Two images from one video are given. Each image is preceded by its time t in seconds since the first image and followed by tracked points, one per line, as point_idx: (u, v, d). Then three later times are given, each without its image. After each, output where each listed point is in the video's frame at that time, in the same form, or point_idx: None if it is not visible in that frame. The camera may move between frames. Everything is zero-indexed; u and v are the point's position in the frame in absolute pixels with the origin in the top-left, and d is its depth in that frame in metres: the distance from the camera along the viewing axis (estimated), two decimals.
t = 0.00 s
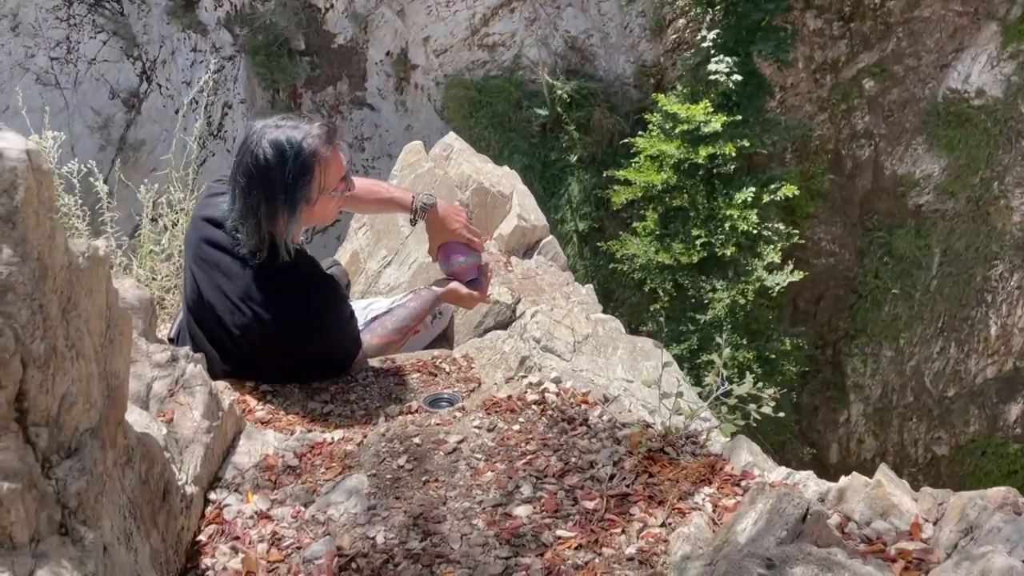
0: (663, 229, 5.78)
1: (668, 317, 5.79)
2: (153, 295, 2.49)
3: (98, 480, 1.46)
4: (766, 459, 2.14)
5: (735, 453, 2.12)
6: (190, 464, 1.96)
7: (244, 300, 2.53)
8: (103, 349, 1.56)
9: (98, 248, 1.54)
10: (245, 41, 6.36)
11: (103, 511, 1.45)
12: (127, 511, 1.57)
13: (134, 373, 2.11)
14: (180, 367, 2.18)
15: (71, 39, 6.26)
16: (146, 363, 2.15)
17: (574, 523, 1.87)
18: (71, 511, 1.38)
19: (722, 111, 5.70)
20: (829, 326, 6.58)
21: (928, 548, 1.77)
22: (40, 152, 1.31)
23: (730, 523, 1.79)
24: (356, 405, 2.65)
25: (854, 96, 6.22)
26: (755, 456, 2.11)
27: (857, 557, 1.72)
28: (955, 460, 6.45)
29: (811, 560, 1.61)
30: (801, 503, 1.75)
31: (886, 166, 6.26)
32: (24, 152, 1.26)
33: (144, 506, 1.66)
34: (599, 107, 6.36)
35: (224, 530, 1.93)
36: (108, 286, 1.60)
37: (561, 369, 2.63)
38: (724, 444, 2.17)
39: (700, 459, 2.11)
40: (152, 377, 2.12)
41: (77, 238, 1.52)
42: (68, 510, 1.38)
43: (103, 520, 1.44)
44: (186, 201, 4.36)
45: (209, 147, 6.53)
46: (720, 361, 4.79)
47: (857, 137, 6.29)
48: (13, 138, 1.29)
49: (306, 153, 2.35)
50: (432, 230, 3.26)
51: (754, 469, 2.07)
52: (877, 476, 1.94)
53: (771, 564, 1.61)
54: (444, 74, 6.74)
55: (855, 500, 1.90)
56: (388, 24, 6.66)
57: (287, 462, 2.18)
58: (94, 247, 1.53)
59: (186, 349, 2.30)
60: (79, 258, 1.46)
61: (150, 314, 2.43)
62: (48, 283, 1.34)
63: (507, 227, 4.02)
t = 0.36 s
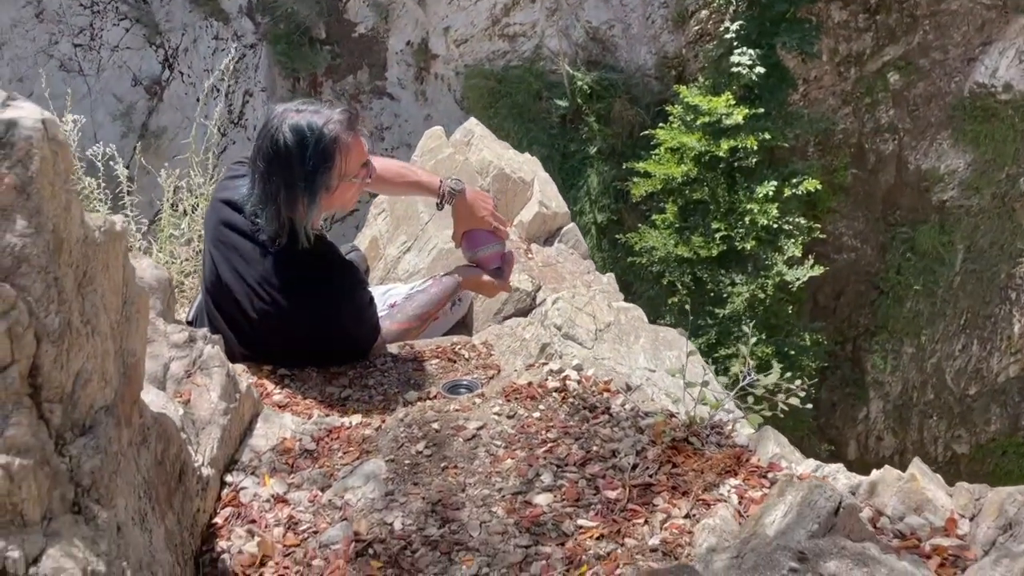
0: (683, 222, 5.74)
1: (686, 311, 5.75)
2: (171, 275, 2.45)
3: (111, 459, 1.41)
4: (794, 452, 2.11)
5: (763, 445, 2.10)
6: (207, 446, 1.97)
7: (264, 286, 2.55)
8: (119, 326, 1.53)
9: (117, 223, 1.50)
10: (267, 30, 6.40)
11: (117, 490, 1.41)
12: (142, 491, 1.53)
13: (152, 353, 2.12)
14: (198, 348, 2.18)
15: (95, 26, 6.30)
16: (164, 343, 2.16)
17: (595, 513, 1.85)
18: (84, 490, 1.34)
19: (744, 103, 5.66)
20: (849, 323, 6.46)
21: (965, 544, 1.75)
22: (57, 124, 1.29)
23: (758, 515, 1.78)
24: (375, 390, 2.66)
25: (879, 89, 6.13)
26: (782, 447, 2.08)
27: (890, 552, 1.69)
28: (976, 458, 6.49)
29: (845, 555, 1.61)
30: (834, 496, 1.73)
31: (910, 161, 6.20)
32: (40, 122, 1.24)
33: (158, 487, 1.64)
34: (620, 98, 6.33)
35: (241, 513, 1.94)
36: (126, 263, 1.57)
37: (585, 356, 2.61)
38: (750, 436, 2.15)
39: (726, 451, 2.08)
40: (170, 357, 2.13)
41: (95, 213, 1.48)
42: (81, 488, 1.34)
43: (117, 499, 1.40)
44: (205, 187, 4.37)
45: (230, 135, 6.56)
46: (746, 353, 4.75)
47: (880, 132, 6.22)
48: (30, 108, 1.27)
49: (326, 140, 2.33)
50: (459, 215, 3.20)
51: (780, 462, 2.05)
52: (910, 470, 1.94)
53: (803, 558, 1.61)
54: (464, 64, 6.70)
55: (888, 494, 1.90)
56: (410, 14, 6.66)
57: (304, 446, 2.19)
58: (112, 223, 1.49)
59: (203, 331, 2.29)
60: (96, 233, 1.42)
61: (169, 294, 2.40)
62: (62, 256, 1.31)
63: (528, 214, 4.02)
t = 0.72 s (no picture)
0: (703, 219, 5.70)
1: (706, 308, 5.73)
2: (188, 267, 2.41)
3: (122, 455, 1.35)
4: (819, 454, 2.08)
5: (788, 449, 2.07)
6: (221, 441, 1.96)
7: (281, 280, 2.55)
8: (132, 319, 1.46)
9: (131, 214, 1.42)
10: (289, 23, 6.41)
11: (127, 486, 1.35)
12: (153, 487, 1.49)
13: (168, 347, 2.12)
14: (213, 342, 2.18)
15: (119, 18, 6.34)
16: (180, 336, 2.16)
17: (615, 516, 1.83)
18: (93, 487, 1.28)
19: (768, 101, 5.61)
20: (870, 322, 6.44)
21: (1000, 558, 1.72)
22: (71, 111, 1.20)
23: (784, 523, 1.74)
24: (391, 385, 2.62)
25: (904, 87, 6.08)
26: (807, 453, 2.05)
27: (922, 564, 1.67)
28: (998, 462, 6.31)
29: (877, 568, 1.57)
30: (865, 506, 1.69)
31: (936, 160, 6.12)
32: (53, 109, 1.15)
33: (170, 483, 1.59)
34: (641, 93, 6.30)
35: (254, 510, 1.92)
36: (140, 255, 1.49)
37: (604, 355, 2.58)
38: (775, 440, 2.12)
39: (752, 454, 2.05)
40: (184, 351, 2.13)
41: (108, 202, 1.40)
42: (91, 485, 1.28)
43: (126, 496, 1.34)
44: (225, 179, 4.38)
45: (251, 128, 6.64)
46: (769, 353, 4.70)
47: (905, 130, 6.15)
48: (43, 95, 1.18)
49: (346, 133, 2.34)
50: (478, 208, 3.16)
51: (806, 467, 2.01)
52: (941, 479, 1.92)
53: (833, 570, 1.57)
54: (485, 58, 6.69)
55: (919, 502, 1.87)
56: (431, 8, 6.64)
57: (320, 442, 2.18)
58: (125, 213, 1.41)
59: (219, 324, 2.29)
60: (109, 224, 1.35)
61: (185, 287, 2.35)
62: (74, 247, 1.23)
63: (548, 210, 4.00)
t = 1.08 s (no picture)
0: (726, 219, 5.67)
1: (727, 309, 5.70)
2: (199, 276, 2.51)
3: (123, 475, 1.36)
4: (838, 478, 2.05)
5: (807, 472, 2.05)
6: (229, 454, 1.93)
7: (295, 288, 2.54)
8: (136, 334, 1.45)
9: (137, 227, 1.41)
10: (314, 20, 6.43)
11: (127, 507, 1.37)
12: (156, 506, 1.50)
13: (177, 356, 2.10)
14: (223, 352, 2.17)
15: (146, 14, 6.38)
16: (189, 346, 2.15)
17: (627, 540, 1.82)
18: (92, 509, 1.29)
19: (793, 101, 5.55)
20: (893, 327, 6.33)
21: None
22: (75, 125, 1.19)
23: (800, 553, 1.69)
24: (404, 395, 2.55)
25: (932, 88, 6.03)
26: (827, 475, 2.03)
27: None
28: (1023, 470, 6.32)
29: None
30: (885, 540, 1.63)
31: (963, 163, 6.09)
32: (56, 124, 1.14)
33: (174, 500, 1.60)
34: (664, 93, 6.28)
35: (260, 525, 1.90)
36: (146, 269, 1.47)
37: (620, 368, 2.59)
38: (794, 461, 2.10)
39: (769, 476, 2.04)
40: (194, 361, 2.10)
41: (113, 216, 1.39)
42: (88, 507, 1.29)
43: (126, 517, 1.36)
44: (246, 178, 4.40)
45: (274, 125, 6.63)
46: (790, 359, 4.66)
47: (932, 132, 6.10)
48: (46, 109, 1.17)
49: (361, 142, 2.32)
50: (496, 225, 3.17)
51: (826, 491, 1.99)
52: (965, 510, 1.90)
53: None
54: (508, 57, 6.69)
55: (941, 534, 1.84)
56: (455, 6, 6.64)
57: (329, 454, 2.15)
58: (131, 227, 1.40)
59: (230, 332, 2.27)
60: (113, 239, 1.33)
61: (196, 295, 2.44)
62: (76, 264, 1.22)
63: (566, 216, 3.96)
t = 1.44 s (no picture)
0: (745, 222, 5.63)
1: (745, 313, 5.66)
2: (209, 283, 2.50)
3: (122, 492, 1.38)
4: (855, 499, 2.00)
5: (822, 493, 2.00)
6: (235, 465, 1.93)
7: (306, 297, 2.52)
8: (140, 347, 1.46)
9: (141, 240, 1.41)
10: (335, 19, 6.45)
11: (125, 524, 1.38)
12: (156, 522, 1.51)
13: (184, 365, 2.07)
14: (231, 360, 2.15)
15: (170, 12, 6.43)
16: (197, 354, 2.13)
17: (637, 561, 1.79)
18: (89, 528, 1.29)
19: (816, 103, 5.49)
20: (915, 332, 6.27)
21: None
22: (78, 137, 1.20)
23: None
24: (415, 404, 2.57)
25: (958, 91, 5.95)
26: (843, 498, 1.98)
27: None
28: None
29: None
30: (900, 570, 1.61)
31: (988, 167, 6.05)
32: (59, 135, 1.15)
33: (177, 514, 1.60)
34: (685, 94, 6.24)
35: (265, 538, 1.89)
36: (150, 281, 1.48)
37: (634, 382, 2.53)
38: (810, 481, 2.04)
39: (784, 497, 1.99)
40: (201, 369, 2.09)
41: (117, 228, 1.39)
42: (86, 526, 1.29)
43: (124, 536, 1.37)
44: (263, 179, 4.41)
45: (295, 123, 6.63)
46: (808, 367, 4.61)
47: (957, 136, 6.03)
48: (48, 121, 1.16)
49: (375, 153, 2.29)
50: (510, 233, 3.13)
51: (840, 514, 1.95)
52: (986, 538, 1.76)
53: None
54: (529, 56, 6.68)
55: (961, 562, 1.71)
56: (476, 5, 6.63)
57: (337, 466, 2.14)
58: (135, 239, 1.40)
59: (238, 340, 2.25)
60: (117, 252, 1.34)
61: (206, 302, 2.44)
62: (75, 280, 1.22)
63: (580, 223, 3.90)
